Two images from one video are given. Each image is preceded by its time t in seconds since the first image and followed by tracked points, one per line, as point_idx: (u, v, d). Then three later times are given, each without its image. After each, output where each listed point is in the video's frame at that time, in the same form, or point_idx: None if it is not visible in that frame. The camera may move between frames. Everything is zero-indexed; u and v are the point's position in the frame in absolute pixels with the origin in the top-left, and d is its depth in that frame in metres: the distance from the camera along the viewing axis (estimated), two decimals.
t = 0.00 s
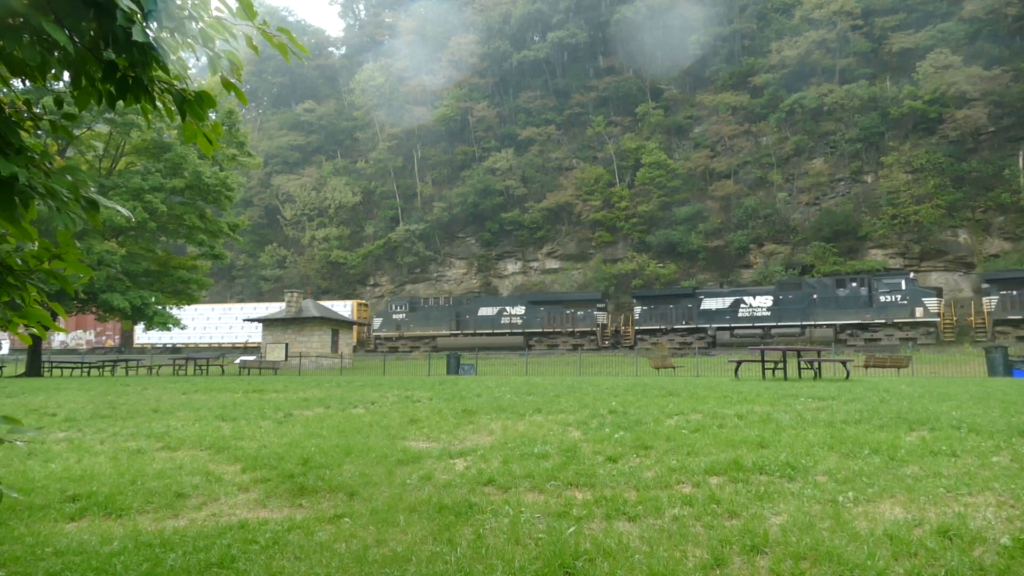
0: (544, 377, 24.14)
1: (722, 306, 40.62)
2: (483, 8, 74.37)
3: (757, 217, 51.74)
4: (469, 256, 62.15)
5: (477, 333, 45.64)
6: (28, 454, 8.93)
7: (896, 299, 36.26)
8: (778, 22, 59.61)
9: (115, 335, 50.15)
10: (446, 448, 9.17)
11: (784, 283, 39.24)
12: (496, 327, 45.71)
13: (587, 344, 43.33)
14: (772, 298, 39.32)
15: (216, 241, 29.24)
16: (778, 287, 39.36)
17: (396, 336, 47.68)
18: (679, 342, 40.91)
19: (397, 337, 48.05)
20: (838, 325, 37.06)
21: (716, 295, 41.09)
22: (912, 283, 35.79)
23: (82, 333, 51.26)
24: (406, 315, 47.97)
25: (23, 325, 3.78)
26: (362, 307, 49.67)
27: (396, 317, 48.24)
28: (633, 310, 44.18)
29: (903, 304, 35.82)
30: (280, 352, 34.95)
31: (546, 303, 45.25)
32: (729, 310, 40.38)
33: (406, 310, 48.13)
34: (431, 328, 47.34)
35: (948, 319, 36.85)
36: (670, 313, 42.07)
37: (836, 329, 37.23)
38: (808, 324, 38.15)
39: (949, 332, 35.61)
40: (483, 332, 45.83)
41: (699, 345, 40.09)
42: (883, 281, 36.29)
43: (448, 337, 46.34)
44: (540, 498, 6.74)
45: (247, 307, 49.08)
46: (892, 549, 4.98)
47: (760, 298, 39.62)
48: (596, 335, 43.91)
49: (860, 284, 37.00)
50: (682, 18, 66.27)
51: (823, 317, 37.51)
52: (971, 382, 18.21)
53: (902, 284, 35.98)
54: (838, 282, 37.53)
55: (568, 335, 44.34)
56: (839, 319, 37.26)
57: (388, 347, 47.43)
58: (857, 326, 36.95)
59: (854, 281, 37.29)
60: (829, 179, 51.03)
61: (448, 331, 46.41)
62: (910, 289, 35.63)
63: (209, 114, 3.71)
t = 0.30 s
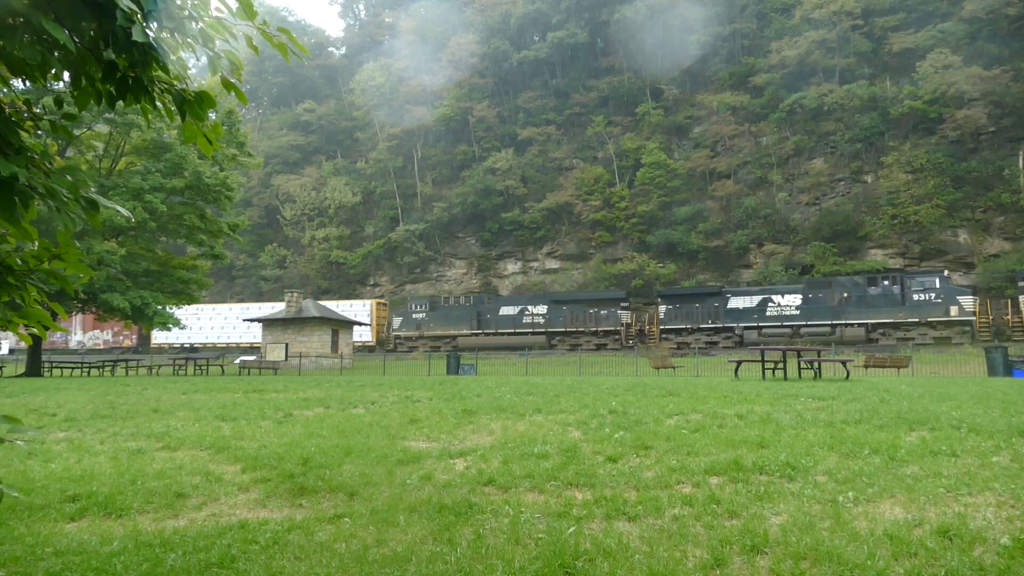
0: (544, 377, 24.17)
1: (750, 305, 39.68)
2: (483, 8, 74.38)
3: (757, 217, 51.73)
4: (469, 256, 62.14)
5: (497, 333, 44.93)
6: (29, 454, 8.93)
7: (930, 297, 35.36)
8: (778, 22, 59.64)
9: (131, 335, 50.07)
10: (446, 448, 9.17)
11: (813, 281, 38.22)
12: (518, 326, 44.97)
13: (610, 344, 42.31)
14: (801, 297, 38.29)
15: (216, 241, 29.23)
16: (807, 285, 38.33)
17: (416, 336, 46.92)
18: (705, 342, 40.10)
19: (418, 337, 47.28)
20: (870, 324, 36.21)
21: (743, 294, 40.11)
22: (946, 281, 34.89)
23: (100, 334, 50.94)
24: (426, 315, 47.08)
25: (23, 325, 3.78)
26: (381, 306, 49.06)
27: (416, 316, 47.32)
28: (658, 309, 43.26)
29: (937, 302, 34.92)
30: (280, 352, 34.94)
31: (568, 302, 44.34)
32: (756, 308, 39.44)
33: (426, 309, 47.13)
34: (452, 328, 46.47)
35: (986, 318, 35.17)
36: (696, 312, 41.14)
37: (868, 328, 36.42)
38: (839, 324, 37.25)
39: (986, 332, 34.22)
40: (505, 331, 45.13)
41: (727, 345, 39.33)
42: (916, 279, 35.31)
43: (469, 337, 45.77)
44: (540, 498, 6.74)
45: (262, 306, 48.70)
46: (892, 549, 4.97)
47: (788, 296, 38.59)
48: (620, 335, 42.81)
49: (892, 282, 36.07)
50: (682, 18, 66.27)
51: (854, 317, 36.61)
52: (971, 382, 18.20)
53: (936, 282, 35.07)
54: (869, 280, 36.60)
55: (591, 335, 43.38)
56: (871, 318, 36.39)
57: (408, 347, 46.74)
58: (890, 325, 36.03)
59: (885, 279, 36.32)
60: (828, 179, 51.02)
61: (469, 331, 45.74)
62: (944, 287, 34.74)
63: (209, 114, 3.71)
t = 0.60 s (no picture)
0: (544, 377, 24.19)
1: (780, 303, 39.22)
2: (484, 8, 74.34)
3: (757, 217, 51.71)
4: (469, 256, 62.13)
5: (520, 332, 44.64)
6: (29, 454, 8.94)
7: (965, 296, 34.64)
8: (778, 22, 59.65)
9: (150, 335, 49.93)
10: (446, 448, 9.17)
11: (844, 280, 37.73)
12: (541, 326, 44.56)
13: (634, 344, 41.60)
14: (832, 295, 37.79)
15: (216, 241, 29.21)
16: (837, 283, 37.86)
17: (436, 335, 46.81)
18: (732, 341, 39.56)
19: (437, 336, 47.14)
20: (902, 323, 35.60)
21: (772, 293, 39.73)
22: (982, 279, 34.22)
23: (118, 333, 50.80)
24: (446, 314, 46.91)
25: (23, 325, 3.78)
26: (399, 305, 48.28)
27: (437, 315, 47.20)
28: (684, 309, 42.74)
29: (972, 301, 34.20)
30: (280, 352, 34.96)
31: (591, 301, 43.99)
32: (786, 307, 38.90)
33: (447, 309, 47.09)
34: (472, 328, 46.25)
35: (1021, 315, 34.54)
36: (723, 311, 40.72)
37: (900, 327, 35.78)
38: (870, 322, 36.64)
39: None
40: (527, 331, 44.84)
41: (754, 344, 38.79)
42: (950, 277, 34.65)
43: (491, 337, 45.43)
44: (540, 498, 6.75)
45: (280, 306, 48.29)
46: (892, 549, 4.98)
47: (819, 295, 38.11)
48: (644, 334, 42.04)
49: (925, 280, 35.47)
50: (682, 18, 66.28)
51: (886, 315, 35.96)
52: (971, 382, 18.19)
53: (971, 281, 34.38)
54: (902, 278, 36.04)
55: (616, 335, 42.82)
56: (902, 317, 35.77)
57: (428, 346, 46.65)
58: (923, 324, 35.37)
59: (918, 278, 35.75)
60: (828, 179, 51.02)
61: (491, 331, 45.40)
62: (980, 286, 34.08)
63: (209, 114, 3.71)
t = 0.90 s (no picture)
0: (543, 377, 24.20)
1: (809, 302, 38.70)
2: (484, 8, 74.31)
3: (757, 217, 51.70)
4: (469, 256, 62.12)
5: (542, 331, 44.25)
6: (28, 454, 8.94)
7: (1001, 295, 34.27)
8: (778, 22, 59.67)
9: (167, 335, 49.86)
10: (446, 448, 9.17)
11: (875, 278, 37.17)
12: (563, 325, 44.08)
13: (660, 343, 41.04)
14: (863, 294, 37.23)
15: (216, 241, 29.20)
16: (868, 282, 37.30)
17: (457, 335, 46.43)
18: (761, 342, 38.89)
19: (458, 336, 46.84)
20: (937, 323, 35.13)
21: (800, 291, 39.16)
22: (1019, 277, 33.88)
23: (136, 332, 50.59)
24: (467, 313, 46.62)
25: (23, 325, 3.77)
26: (418, 304, 48.16)
27: (457, 315, 46.91)
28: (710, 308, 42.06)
29: (1009, 300, 33.84)
30: (280, 352, 34.96)
31: (615, 300, 43.42)
32: (816, 306, 38.35)
33: (468, 308, 46.76)
34: (494, 327, 45.80)
35: None
36: (750, 310, 39.95)
37: (935, 327, 35.29)
38: (903, 322, 36.05)
39: None
40: (550, 330, 44.40)
41: (784, 343, 38.19)
42: (987, 275, 34.21)
43: (512, 336, 45.07)
44: (540, 498, 6.75)
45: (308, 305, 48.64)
46: (892, 549, 4.98)
47: (849, 294, 37.56)
48: (669, 334, 41.34)
49: (960, 279, 35.00)
50: (682, 17, 66.29)
51: (921, 314, 35.37)
52: (971, 382, 18.18)
53: (1008, 279, 34.02)
54: (936, 277, 35.51)
55: (640, 335, 42.23)
56: (937, 316, 35.25)
57: (449, 346, 46.31)
58: (958, 323, 34.98)
59: (953, 276, 35.26)
60: (828, 179, 51.03)
61: (512, 331, 44.98)
62: (1017, 285, 33.73)
63: (209, 114, 3.70)
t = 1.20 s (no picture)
0: (543, 377, 24.21)
1: (840, 301, 38.28)
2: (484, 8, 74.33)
3: (757, 216, 51.68)
4: (469, 256, 62.07)
5: (565, 331, 43.56)
6: (28, 454, 8.93)
7: None
8: (778, 22, 59.70)
9: (185, 334, 49.80)
10: (446, 448, 9.17)
11: (908, 277, 36.76)
12: (587, 325, 43.43)
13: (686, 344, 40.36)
14: (895, 293, 36.81)
15: (216, 241, 29.19)
16: (900, 281, 36.93)
17: (478, 335, 45.56)
18: (791, 340, 38.34)
19: (479, 336, 45.89)
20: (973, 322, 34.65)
21: (830, 290, 38.75)
22: None
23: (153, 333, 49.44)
24: (489, 313, 45.65)
25: (23, 325, 3.77)
26: (438, 304, 47.97)
27: (478, 315, 45.95)
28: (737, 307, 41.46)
29: None
30: (280, 353, 34.97)
31: (639, 299, 42.67)
32: (848, 305, 37.92)
33: (489, 308, 45.75)
34: (515, 327, 44.98)
35: None
36: (778, 309, 39.49)
37: (971, 325, 34.82)
38: (938, 321, 35.68)
39: None
40: (573, 330, 43.69)
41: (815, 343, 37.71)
42: None
43: (534, 336, 44.28)
44: (540, 498, 6.74)
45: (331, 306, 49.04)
46: (892, 549, 4.98)
47: (881, 292, 37.16)
48: (696, 333, 40.75)
49: (995, 277, 34.46)
50: (682, 17, 66.31)
51: (955, 313, 34.96)
52: (971, 382, 18.19)
53: None
54: (971, 275, 34.97)
55: (666, 335, 41.47)
56: (972, 315, 34.75)
57: (469, 345, 45.48)
58: (995, 322, 34.42)
59: (988, 274, 34.70)
60: (828, 179, 51.03)
61: (535, 330, 44.23)
62: None
63: (209, 114, 3.70)
